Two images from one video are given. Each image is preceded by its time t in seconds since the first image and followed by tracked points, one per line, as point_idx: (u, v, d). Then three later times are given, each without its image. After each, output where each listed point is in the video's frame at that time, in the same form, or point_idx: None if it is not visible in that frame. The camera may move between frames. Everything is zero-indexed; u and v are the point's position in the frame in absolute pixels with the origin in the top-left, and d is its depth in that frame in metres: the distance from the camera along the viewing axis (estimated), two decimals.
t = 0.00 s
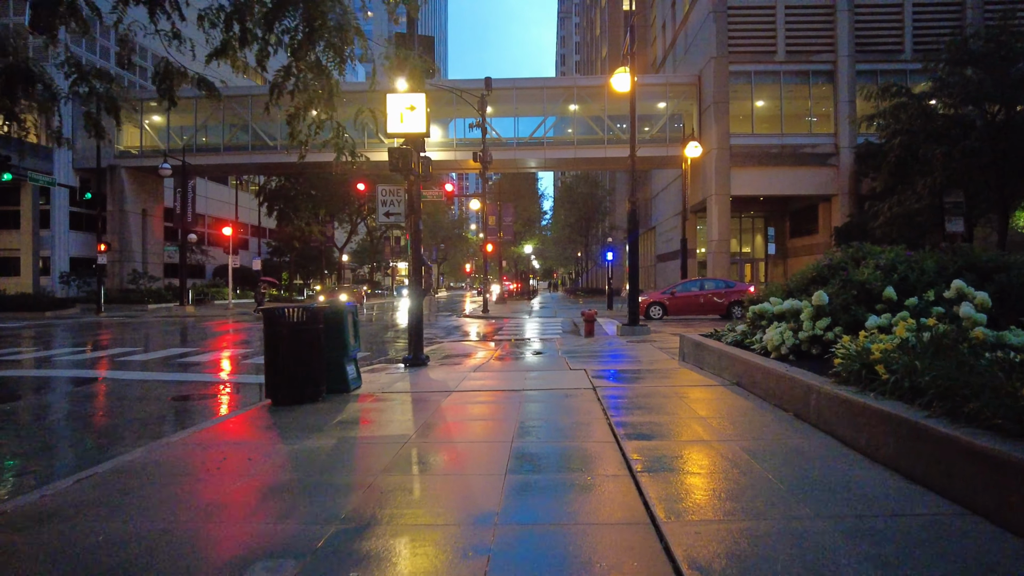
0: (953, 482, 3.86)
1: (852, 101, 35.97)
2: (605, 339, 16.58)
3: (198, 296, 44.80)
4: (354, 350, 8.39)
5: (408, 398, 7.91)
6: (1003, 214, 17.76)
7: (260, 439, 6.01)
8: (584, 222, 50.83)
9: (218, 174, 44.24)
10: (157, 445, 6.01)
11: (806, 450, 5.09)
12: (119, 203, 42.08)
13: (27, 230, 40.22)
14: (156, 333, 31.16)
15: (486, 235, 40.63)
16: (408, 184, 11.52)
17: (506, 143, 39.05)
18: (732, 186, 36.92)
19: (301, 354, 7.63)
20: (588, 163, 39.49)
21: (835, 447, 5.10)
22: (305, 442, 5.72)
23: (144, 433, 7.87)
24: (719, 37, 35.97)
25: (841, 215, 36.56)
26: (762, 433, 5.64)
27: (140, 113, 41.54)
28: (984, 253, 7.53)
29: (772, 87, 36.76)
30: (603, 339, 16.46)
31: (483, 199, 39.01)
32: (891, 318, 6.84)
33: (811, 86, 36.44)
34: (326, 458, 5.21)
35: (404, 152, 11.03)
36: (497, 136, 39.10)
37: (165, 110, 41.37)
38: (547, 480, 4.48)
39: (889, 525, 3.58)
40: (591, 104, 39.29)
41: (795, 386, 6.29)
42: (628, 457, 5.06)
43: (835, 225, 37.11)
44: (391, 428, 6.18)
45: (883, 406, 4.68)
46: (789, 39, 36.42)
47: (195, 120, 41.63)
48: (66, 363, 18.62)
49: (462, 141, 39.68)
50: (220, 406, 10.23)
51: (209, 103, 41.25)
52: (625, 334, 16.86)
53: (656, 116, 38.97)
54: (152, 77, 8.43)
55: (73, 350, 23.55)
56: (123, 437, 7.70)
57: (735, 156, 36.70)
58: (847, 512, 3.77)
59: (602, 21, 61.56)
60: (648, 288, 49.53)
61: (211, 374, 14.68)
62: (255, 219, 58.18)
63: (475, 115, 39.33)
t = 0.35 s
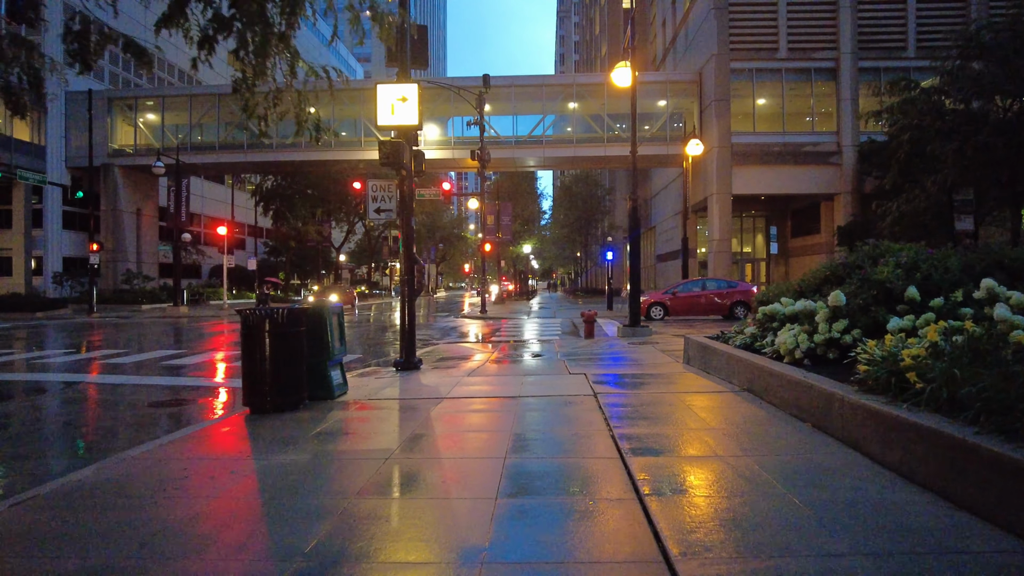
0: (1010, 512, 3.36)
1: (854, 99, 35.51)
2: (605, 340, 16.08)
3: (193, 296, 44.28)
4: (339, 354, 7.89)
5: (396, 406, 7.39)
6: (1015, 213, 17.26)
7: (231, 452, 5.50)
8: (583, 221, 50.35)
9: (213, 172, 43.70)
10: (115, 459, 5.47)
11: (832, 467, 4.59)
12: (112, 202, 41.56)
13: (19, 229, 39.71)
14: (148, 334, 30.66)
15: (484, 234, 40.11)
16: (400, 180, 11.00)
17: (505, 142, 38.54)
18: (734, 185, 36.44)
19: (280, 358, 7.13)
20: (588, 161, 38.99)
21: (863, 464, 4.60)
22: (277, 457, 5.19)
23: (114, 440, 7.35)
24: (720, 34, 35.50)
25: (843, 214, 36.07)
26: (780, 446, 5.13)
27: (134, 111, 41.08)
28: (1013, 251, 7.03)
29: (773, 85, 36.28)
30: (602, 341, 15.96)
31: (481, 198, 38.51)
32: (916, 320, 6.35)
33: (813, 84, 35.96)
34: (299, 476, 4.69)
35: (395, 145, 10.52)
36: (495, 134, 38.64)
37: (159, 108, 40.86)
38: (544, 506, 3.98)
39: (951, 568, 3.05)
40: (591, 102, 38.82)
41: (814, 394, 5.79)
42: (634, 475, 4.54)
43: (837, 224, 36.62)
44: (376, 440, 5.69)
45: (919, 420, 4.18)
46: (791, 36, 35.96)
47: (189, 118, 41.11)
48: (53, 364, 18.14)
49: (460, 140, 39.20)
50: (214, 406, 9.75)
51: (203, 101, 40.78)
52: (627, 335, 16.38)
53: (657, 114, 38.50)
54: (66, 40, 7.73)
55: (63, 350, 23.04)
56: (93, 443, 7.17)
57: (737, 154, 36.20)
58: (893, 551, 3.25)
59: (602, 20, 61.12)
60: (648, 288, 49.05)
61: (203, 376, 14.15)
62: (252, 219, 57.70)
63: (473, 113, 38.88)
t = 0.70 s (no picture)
0: None
1: (858, 97, 35.02)
2: (606, 343, 15.57)
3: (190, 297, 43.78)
4: (322, 360, 7.39)
5: (381, 418, 6.86)
6: None
7: (195, 473, 4.98)
8: (584, 221, 49.87)
9: (209, 172, 43.19)
10: (65, 481, 4.92)
11: (868, 495, 4.05)
12: (107, 201, 41.02)
13: (13, 229, 39.20)
14: (142, 335, 30.15)
15: (483, 234, 39.55)
16: (390, 177, 10.47)
17: (504, 140, 38.03)
18: (737, 184, 35.91)
19: (256, 366, 6.63)
20: (588, 160, 38.45)
21: (900, 492, 4.08)
22: (245, 481, 4.68)
23: (81, 451, 6.82)
24: (722, 31, 34.97)
25: (848, 213, 35.55)
26: (802, 469, 4.59)
27: (129, 110, 40.57)
28: None
29: (776, 83, 35.76)
30: (604, 344, 15.43)
31: (480, 197, 38.04)
32: (946, 327, 5.82)
33: (816, 82, 35.44)
34: (264, 505, 4.15)
35: (385, 139, 9.97)
36: (494, 132, 38.16)
37: (155, 106, 40.36)
38: (540, 547, 3.44)
39: None
40: (591, 100, 38.30)
41: (837, 407, 5.25)
42: (640, 505, 4.01)
43: (841, 224, 36.09)
44: (356, 459, 5.17)
45: (972, 444, 3.64)
46: (794, 33, 35.45)
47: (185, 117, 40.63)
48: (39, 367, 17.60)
49: (459, 138, 38.73)
50: (201, 413, 9.23)
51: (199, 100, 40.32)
52: (629, 338, 15.87)
53: (658, 112, 37.98)
54: None
55: (52, 353, 22.50)
56: (57, 456, 6.63)
57: (740, 152, 35.68)
58: None
59: (602, 18, 60.65)
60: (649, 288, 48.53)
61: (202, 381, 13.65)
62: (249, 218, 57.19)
63: (472, 111, 38.41)
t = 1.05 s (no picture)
0: None
1: (866, 93, 34.38)
2: (609, 343, 15.07)
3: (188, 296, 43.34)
4: (306, 361, 6.90)
5: (368, 423, 6.33)
6: None
7: (154, 488, 4.46)
8: (587, 220, 49.31)
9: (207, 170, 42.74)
10: (9, 497, 4.41)
11: (915, 521, 3.51)
12: (105, 200, 40.63)
13: (10, 228, 38.81)
14: (138, 334, 29.69)
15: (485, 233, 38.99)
16: (384, 170, 9.97)
17: (505, 137, 37.50)
18: (742, 181, 35.32)
19: (230, 367, 6.15)
20: (591, 157, 37.86)
21: (952, 517, 3.54)
22: (208, 500, 4.15)
23: (48, 456, 6.33)
24: (727, 26, 34.38)
25: (855, 211, 34.94)
26: (836, 487, 4.04)
27: (127, 107, 40.11)
28: None
29: (782, 79, 35.14)
30: (607, 344, 14.93)
31: (482, 196, 37.54)
32: (989, 326, 5.26)
33: (823, 78, 34.81)
34: (222, 532, 3.62)
35: (378, 128, 9.46)
36: (496, 130, 37.64)
37: (153, 103, 39.90)
38: None
39: None
40: (594, 97, 37.75)
41: (869, 414, 4.72)
42: (653, 533, 3.47)
43: (848, 222, 35.46)
44: (334, 473, 4.64)
45: None
46: (800, 28, 34.86)
47: (183, 114, 40.18)
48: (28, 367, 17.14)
49: (460, 136, 38.23)
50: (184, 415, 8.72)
51: (198, 97, 39.89)
52: (634, 338, 15.32)
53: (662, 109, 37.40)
54: None
55: (45, 352, 22.05)
56: (21, 461, 6.14)
57: (745, 150, 35.07)
58: None
59: (605, 15, 60.00)
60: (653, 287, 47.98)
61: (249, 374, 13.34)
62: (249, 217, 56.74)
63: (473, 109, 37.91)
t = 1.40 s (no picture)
0: None
1: (871, 91, 33.88)
2: (611, 346, 14.58)
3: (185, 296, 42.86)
4: (286, 372, 6.43)
5: (350, 439, 5.83)
6: None
7: (104, 523, 3.96)
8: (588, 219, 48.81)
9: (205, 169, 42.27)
10: None
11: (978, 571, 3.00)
12: (100, 199, 40.15)
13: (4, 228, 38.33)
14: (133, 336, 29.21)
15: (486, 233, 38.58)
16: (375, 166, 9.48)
17: (505, 136, 36.99)
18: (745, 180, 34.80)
19: (202, 379, 5.68)
20: (592, 156, 37.28)
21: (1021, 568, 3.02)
22: (158, 538, 3.67)
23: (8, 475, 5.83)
24: (730, 23, 33.87)
25: (860, 211, 34.44)
26: (876, 524, 3.57)
27: (123, 105, 39.76)
28: None
29: (786, 77, 34.66)
30: (609, 347, 14.43)
31: (481, 195, 37.05)
32: None
33: (828, 75, 34.31)
34: None
35: (369, 120, 8.97)
36: (496, 128, 37.13)
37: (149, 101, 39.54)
38: None
39: None
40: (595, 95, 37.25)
41: (909, 436, 4.21)
42: None
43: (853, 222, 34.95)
44: (305, 504, 4.14)
45: None
46: (804, 25, 34.38)
47: (180, 113, 39.76)
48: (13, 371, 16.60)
49: (459, 135, 37.73)
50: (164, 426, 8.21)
51: (194, 95, 39.54)
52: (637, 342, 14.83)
53: (663, 107, 36.86)
54: None
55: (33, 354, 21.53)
56: None
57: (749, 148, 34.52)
58: None
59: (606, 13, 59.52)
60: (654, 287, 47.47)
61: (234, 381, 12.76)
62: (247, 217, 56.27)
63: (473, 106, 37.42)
